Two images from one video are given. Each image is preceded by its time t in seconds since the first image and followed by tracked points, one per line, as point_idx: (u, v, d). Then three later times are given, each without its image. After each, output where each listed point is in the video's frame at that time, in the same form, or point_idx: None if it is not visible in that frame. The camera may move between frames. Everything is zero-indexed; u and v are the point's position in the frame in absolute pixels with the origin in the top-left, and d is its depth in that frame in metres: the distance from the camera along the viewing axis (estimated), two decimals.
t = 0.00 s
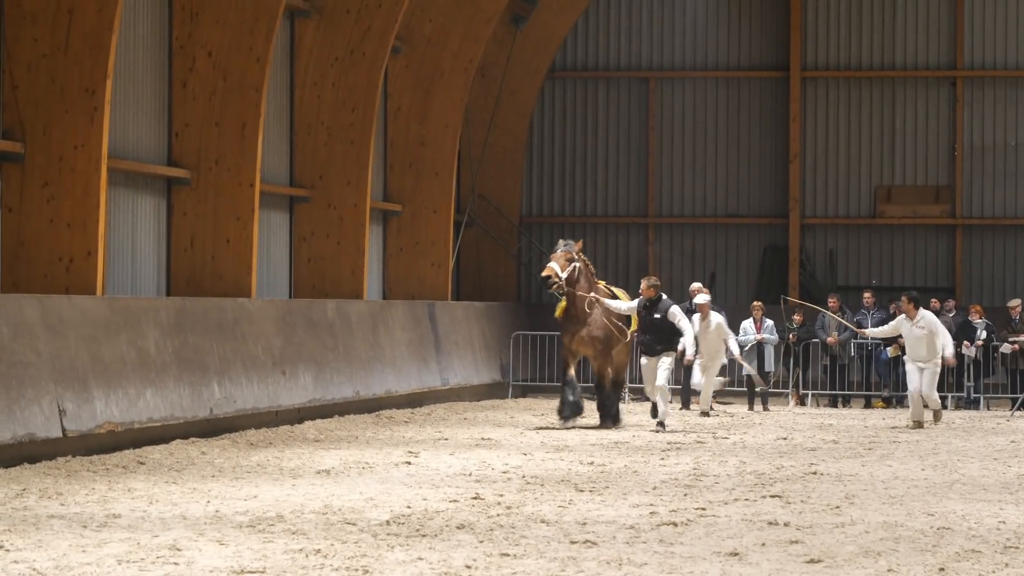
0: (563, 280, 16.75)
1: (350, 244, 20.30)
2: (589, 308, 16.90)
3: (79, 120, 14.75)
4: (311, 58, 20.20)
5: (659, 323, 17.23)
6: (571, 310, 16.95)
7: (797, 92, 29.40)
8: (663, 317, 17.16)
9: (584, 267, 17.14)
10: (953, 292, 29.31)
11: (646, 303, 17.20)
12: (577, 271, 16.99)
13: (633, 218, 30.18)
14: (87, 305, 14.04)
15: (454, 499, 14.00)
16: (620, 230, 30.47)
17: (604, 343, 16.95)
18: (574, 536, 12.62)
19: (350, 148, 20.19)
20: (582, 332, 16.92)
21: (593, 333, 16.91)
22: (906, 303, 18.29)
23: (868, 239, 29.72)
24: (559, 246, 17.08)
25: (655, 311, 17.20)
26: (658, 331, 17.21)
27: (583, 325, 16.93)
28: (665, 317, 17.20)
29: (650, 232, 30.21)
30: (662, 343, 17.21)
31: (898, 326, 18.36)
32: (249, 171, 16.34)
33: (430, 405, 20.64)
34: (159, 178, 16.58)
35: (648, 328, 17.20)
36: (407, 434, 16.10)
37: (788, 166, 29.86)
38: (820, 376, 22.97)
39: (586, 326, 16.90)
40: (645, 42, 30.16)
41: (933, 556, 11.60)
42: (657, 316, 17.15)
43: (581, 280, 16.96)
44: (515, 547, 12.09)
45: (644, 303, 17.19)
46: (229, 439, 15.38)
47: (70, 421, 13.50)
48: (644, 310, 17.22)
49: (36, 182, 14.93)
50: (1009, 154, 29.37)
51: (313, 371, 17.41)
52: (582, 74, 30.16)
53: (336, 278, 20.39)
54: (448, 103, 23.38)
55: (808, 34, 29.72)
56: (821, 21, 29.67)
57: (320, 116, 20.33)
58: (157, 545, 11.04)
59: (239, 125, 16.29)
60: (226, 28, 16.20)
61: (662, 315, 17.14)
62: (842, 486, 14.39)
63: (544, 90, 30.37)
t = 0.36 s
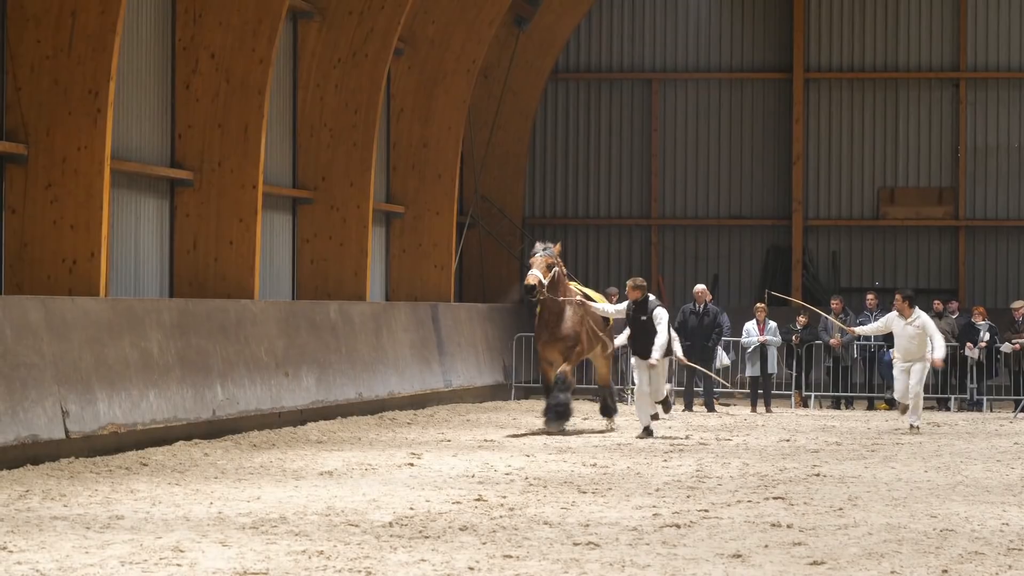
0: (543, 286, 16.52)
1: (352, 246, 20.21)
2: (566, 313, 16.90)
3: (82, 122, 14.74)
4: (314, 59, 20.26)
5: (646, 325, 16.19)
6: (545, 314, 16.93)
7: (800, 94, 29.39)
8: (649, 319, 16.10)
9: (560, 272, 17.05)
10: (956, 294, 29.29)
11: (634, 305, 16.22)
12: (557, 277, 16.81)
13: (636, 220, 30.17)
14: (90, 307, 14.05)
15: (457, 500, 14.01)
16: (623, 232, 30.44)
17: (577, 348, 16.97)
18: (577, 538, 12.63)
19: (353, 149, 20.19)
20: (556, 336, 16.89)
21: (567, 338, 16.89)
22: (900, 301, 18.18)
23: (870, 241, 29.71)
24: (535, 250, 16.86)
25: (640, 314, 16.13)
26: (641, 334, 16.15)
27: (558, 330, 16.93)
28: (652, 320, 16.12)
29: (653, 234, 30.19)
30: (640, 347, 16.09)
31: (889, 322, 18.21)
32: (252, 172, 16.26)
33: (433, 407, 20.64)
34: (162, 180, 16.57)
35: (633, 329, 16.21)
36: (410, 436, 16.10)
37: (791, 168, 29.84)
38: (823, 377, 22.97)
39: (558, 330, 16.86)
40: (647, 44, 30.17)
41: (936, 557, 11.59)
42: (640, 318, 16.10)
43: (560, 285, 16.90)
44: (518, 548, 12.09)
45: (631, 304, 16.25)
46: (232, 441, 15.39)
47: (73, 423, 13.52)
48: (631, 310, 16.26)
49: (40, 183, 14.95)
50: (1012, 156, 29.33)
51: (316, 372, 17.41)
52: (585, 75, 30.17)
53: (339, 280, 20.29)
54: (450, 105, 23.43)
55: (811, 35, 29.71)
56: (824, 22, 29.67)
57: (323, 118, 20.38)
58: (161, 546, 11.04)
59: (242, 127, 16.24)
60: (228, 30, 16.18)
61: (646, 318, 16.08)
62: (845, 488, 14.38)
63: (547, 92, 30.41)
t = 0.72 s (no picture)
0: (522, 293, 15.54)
1: (355, 248, 20.30)
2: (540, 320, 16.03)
3: (85, 125, 14.75)
4: (317, 59, 20.25)
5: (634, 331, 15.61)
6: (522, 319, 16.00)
7: (803, 96, 29.33)
8: (639, 326, 15.52)
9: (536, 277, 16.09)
10: (959, 296, 29.22)
11: (623, 309, 15.62)
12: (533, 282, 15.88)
13: (638, 222, 30.13)
14: (93, 309, 14.07)
15: (460, 502, 14.02)
16: (625, 234, 30.40)
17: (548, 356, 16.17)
18: (579, 540, 12.63)
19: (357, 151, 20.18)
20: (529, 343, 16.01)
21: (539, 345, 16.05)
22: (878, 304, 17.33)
23: (873, 243, 29.64)
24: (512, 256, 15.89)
25: (629, 320, 15.54)
26: (628, 339, 15.61)
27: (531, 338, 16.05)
28: (642, 326, 15.54)
29: (655, 236, 30.15)
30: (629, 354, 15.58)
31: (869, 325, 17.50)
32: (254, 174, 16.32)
33: (436, 408, 20.64)
34: (164, 181, 16.57)
35: (620, 335, 15.61)
36: (412, 438, 16.10)
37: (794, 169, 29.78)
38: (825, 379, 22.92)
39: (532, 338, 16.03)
40: (650, 46, 30.13)
41: (940, 560, 11.57)
42: (630, 325, 15.53)
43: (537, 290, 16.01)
44: (521, 550, 12.09)
45: (619, 309, 15.63)
46: (235, 442, 15.41)
47: (76, 424, 13.55)
48: (618, 316, 15.63)
49: (43, 186, 14.94)
50: (1016, 158, 29.25)
51: (318, 374, 17.42)
52: (587, 77, 30.13)
53: (341, 282, 20.33)
54: (453, 106, 23.39)
55: (814, 37, 29.64)
56: (828, 23, 29.60)
57: (325, 120, 20.34)
58: (164, 548, 11.05)
59: (244, 128, 16.29)
60: (229, 32, 16.23)
61: (636, 325, 15.51)
62: (848, 491, 14.35)
63: (549, 94, 30.39)
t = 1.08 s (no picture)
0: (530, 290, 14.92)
1: (375, 250, 20.32)
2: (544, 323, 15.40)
3: (105, 127, 14.75)
4: (337, 60, 20.27)
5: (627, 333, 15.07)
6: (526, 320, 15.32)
7: (823, 97, 29.27)
8: (631, 327, 14.98)
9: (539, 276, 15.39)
10: (980, 298, 29.16)
11: (612, 311, 15.05)
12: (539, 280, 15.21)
13: (658, 223, 30.09)
14: (114, 311, 14.11)
15: (480, 504, 14.05)
16: (645, 235, 30.36)
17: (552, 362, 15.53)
18: (600, 541, 12.65)
19: (376, 153, 20.12)
20: (531, 348, 15.36)
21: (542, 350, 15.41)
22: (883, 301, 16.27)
23: (894, 245, 29.57)
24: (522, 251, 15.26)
25: (621, 321, 15.00)
26: (622, 341, 15.10)
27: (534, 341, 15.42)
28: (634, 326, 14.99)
29: (675, 238, 30.12)
30: (624, 355, 15.10)
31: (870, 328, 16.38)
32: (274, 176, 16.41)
33: (454, 410, 20.67)
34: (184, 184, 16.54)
35: (613, 339, 15.12)
36: (432, 439, 16.12)
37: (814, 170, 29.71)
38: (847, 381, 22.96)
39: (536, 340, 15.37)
40: (669, 47, 30.07)
41: (962, 562, 11.56)
42: (622, 327, 14.98)
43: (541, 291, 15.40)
44: (541, 552, 12.11)
45: (610, 311, 15.06)
46: (256, 444, 15.45)
47: (97, 426, 13.59)
48: (610, 318, 15.07)
49: (63, 188, 14.96)
50: None
51: (338, 376, 17.44)
52: (607, 78, 30.05)
53: (362, 284, 20.40)
54: (473, 105, 23.31)
55: (835, 38, 29.58)
56: (848, 24, 29.55)
57: (345, 120, 20.38)
58: (185, 550, 11.07)
59: (264, 130, 16.39)
60: (250, 34, 16.34)
61: (628, 326, 14.97)
62: (868, 492, 14.35)
63: (569, 96, 30.31)
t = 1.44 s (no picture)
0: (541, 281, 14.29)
1: (406, 251, 20.30)
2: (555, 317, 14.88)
3: (136, 128, 14.78)
4: (367, 61, 20.32)
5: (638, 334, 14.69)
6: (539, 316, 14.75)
7: (854, 98, 29.26)
8: (642, 326, 14.60)
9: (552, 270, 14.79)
10: (1012, 298, 29.10)
11: (622, 312, 14.71)
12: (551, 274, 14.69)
13: (689, 224, 30.10)
14: (145, 312, 14.14)
15: (511, 505, 14.04)
16: (676, 236, 30.38)
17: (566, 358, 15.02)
18: (632, 542, 12.64)
19: (407, 154, 20.18)
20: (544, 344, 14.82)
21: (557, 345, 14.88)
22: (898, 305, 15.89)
23: (926, 246, 29.49)
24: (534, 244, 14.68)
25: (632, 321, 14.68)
26: (633, 342, 14.71)
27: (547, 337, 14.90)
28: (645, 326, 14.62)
29: (707, 238, 30.13)
30: (634, 357, 14.67)
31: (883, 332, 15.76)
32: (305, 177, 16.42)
33: (485, 412, 20.74)
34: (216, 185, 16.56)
35: (624, 341, 14.72)
36: (463, 441, 16.14)
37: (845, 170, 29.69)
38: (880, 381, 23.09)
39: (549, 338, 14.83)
40: (700, 48, 30.08)
41: (994, 563, 11.53)
42: (634, 326, 14.63)
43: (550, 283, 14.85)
44: (573, 553, 12.09)
45: (620, 312, 14.74)
46: (286, 445, 15.47)
47: (128, 427, 13.63)
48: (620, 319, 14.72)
49: (94, 190, 14.97)
50: None
51: (370, 378, 17.46)
52: (638, 79, 30.08)
53: (393, 285, 20.34)
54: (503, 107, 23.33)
55: (866, 39, 29.56)
56: (879, 24, 29.51)
57: (375, 121, 20.42)
58: (217, 551, 11.05)
59: (295, 132, 16.39)
60: (281, 35, 16.37)
61: (641, 325, 14.61)
62: (900, 493, 14.32)
63: (600, 97, 30.32)
